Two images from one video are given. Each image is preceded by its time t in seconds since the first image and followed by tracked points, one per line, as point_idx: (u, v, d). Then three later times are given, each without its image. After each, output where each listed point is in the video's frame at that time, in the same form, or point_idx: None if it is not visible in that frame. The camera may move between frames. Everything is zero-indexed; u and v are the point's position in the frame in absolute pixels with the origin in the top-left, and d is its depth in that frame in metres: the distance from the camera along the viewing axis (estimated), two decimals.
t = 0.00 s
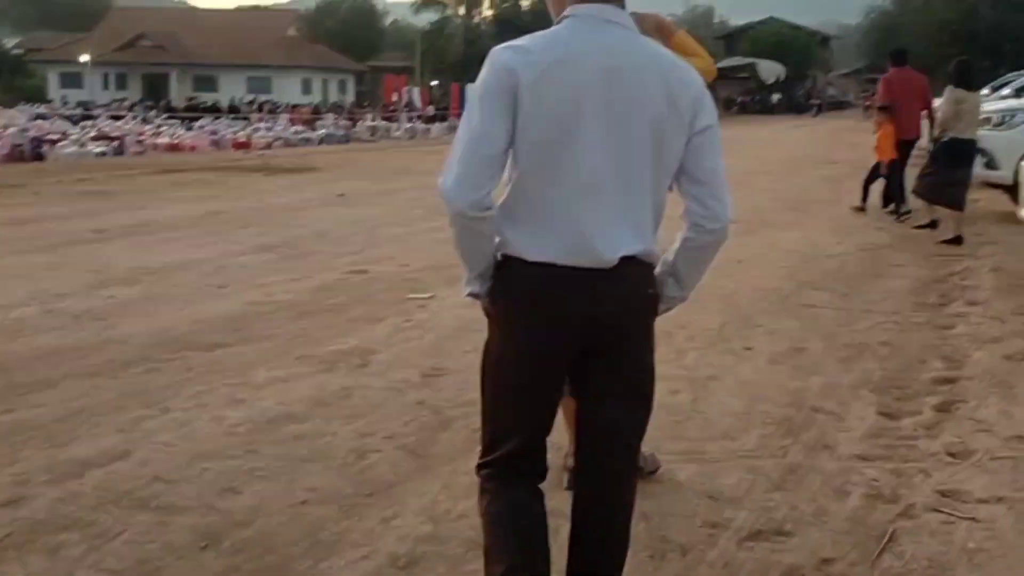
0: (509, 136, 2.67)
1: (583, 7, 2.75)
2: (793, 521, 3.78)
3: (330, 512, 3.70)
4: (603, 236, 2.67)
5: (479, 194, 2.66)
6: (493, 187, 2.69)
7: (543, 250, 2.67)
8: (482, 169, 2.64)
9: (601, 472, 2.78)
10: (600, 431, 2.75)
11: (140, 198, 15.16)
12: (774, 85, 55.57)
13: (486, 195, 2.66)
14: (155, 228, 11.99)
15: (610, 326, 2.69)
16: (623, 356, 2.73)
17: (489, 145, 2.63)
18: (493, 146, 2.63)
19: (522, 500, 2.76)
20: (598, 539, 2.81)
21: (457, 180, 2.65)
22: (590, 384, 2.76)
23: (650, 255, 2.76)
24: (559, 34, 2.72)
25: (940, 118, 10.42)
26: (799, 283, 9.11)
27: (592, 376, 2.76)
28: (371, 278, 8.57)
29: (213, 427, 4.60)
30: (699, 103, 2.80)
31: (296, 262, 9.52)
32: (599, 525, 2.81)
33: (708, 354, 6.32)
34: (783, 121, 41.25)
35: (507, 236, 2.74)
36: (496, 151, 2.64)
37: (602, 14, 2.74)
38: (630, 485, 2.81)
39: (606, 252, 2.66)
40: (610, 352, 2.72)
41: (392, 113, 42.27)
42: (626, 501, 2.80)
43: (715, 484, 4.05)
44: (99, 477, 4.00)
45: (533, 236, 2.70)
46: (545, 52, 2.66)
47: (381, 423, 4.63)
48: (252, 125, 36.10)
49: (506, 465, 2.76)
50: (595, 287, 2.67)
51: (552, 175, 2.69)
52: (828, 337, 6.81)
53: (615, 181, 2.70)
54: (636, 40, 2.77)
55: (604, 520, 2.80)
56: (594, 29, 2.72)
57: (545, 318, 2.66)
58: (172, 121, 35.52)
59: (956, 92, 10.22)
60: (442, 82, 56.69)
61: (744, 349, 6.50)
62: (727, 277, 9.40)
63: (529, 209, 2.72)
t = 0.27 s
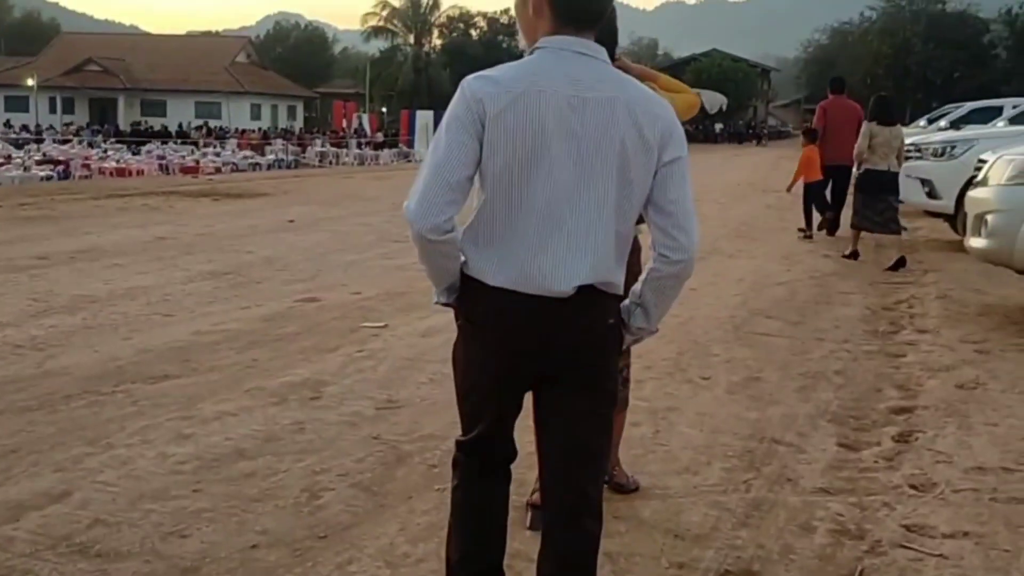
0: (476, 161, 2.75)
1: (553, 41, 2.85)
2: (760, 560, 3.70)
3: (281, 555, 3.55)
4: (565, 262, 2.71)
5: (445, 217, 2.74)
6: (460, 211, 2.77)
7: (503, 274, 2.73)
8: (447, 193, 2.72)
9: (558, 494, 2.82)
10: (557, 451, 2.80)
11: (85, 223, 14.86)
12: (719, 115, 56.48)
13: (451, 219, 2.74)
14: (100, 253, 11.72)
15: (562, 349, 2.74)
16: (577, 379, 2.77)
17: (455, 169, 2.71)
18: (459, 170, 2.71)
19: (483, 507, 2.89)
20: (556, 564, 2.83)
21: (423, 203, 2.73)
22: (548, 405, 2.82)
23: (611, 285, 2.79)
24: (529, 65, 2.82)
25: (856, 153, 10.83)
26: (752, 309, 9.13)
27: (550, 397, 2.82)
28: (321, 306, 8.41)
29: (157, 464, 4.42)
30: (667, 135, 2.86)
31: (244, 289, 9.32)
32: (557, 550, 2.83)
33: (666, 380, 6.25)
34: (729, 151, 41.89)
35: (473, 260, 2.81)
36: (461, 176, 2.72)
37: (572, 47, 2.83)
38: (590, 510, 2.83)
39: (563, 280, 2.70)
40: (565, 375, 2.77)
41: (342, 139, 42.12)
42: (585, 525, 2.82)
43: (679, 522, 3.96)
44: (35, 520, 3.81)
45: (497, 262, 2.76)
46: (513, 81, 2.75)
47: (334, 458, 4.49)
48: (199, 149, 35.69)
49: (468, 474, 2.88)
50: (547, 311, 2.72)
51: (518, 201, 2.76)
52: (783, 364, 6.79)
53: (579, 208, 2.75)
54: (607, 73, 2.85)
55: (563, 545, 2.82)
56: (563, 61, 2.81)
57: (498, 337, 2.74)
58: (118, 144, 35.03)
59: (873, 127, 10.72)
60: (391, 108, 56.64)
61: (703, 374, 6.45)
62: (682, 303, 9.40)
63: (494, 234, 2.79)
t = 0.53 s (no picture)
0: (455, 175, 2.79)
1: (532, 56, 2.88)
2: None
3: None
4: (542, 274, 2.73)
5: (423, 230, 2.79)
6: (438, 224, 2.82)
7: (482, 287, 2.77)
8: (424, 207, 2.77)
9: (547, 510, 2.83)
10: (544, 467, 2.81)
11: (62, 238, 14.68)
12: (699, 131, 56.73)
13: (429, 232, 2.79)
14: (76, 269, 11.57)
15: (543, 365, 2.75)
16: (560, 394, 2.78)
17: (431, 184, 2.76)
18: (436, 183, 2.76)
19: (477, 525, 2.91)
20: None
21: (400, 218, 2.78)
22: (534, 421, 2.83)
23: (591, 296, 2.80)
24: (506, 80, 2.85)
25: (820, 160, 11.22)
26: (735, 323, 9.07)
27: (535, 412, 2.83)
28: (301, 323, 8.29)
29: (131, 487, 4.30)
30: (645, 146, 2.88)
31: (221, 305, 9.18)
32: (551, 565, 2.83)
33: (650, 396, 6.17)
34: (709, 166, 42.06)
35: (454, 272, 2.85)
36: (438, 190, 2.77)
37: (549, 62, 2.86)
38: (580, 523, 2.84)
39: (541, 292, 2.72)
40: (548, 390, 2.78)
41: (323, 154, 42.02)
42: (576, 540, 2.83)
43: (669, 548, 3.87)
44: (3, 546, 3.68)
45: (475, 274, 2.80)
46: (489, 96, 2.79)
47: (314, 481, 4.38)
48: (178, 164, 35.51)
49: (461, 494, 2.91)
50: (529, 326, 2.74)
51: (496, 213, 2.79)
52: (769, 381, 6.73)
53: (556, 221, 2.78)
54: (585, 86, 2.88)
55: (555, 560, 2.83)
56: (540, 75, 2.84)
57: (482, 355, 2.77)
58: (97, 159, 34.80)
59: (835, 135, 11.14)
60: (371, 123, 56.58)
61: (688, 389, 6.38)
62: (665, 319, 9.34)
63: (473, 246, 2.83)
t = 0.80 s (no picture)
0: (434, 181, 2.79)
1: (502, 58, 2.88)
2: None
3: None
4: (526, 272, 2.73)
5: (407, 236, 2.79)
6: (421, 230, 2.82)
7: (468, 288, 2.77)
8: (406, 214, 2.77)
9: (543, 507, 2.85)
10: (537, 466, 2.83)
11: (49, 246, 14.53)
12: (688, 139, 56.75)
13: (412, 237, 2.79)
14: (63, 277, 11.43)
15: (531, 366, 2.75)
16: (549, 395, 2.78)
17: (412, 191, 2.76)
18: (416, 190, 2.76)
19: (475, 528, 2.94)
20: None
21: (383, 226, 2.78)
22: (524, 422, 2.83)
23: (577, 292, 2.80)
24: (480, 83, 2.85)
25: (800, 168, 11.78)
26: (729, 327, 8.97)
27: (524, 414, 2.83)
28: (290, 332, 8.17)
29: (115, 503, 4.19)
30: (619, 139, 2.88)
31: (209, 314, 9.04)
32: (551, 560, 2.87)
33: (645, 405, 6.08)
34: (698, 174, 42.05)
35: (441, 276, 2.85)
36: (419, 196, 2.77)
37: (520, 63, 2.86)
38: (575, 520, 2.86)
39: (526, 289, 2.72)
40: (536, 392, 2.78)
41: (311, 161, 41.87)
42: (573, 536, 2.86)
43: (668, 565, 3.79)
44: None
45: (460, 276, 2.80)
46: (463, 100, 2.78)
47: (303, 497, 4.28)
48: (166, 172, 35.34)
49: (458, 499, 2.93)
50: (516, 328, 2.73)
51: (477, 214, 2.79)
52: (765, 390, 6.65)
53: (538, 219, 2.78)
54: (557, 83, 2.88)
55: (552, 555, 2.86)
56: (512, 77, 2.84)
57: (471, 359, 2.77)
58: (85, 167, 34.61)
59: (813, 144, 11.75)
60: (360, 130, 56.42)
61: (682, 398, 6.29)
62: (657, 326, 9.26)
63: (456, 249, 2.83)
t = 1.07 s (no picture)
0: (422, 169, 2.85)
1: (485, 47, 2.94)
2: None
3: None
4: (514, 256, 2.81)
5: (395, 222, 2.85)
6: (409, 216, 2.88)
7: (459, 273, 2.83)
8: (395, 200, 2.83)
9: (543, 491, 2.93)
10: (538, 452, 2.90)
11: (33, 255, 14.32)
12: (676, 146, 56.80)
13: (400, 222, 2.85)
14: (46, 287, 11.23)
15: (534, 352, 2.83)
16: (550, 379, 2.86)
17: (400, 178, 2.82)
18: (403, 177, 2.82)
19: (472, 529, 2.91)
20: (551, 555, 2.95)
21: (372, 212, 2.83)
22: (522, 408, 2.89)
23: (570, 277, 2.89)
24: (464, 72, 2.91)
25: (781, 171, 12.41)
26: (724, 333, 8.85)
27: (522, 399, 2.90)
28: (277, 342, 8.01)
29: (93, 524, 4.04)
30: (601, 124, 2.97)
31: (194, 324, 8.87)
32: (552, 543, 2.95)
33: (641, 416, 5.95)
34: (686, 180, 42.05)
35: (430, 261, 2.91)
36: (407, 183, 2.83)
37: (503, 51, 2.92)
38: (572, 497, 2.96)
39: (520, 274, 2.79)
40: (537, 377, 2.85)
41: (299, 168, 41.68)
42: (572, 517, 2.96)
43: None
44: None
45: (449, 261, 2.86)
46: (449, 89, 2.84)
47: (289, 516, 4.13)
48: (153, 180, 35.09)
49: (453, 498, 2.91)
50: (517, 313, 2.80)
51: (464, 200, 2.85)
52: (762, 400, 6.53)
53: (524, 203, 2.85)
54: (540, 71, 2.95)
55: (552, 532, 2.95)
56: (495, 65, 2.90)
57: (471, 349, 2.81)
58: (72, 175, 34.35)
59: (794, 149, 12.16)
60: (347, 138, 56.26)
61: (678, 408, 6.16)
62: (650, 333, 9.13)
63: (444, 234, 2.89)
